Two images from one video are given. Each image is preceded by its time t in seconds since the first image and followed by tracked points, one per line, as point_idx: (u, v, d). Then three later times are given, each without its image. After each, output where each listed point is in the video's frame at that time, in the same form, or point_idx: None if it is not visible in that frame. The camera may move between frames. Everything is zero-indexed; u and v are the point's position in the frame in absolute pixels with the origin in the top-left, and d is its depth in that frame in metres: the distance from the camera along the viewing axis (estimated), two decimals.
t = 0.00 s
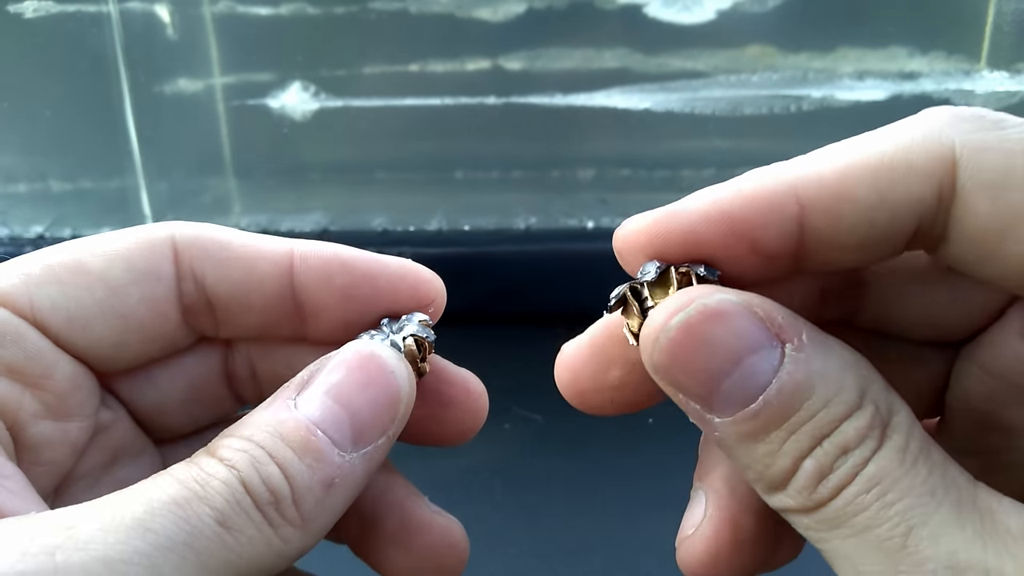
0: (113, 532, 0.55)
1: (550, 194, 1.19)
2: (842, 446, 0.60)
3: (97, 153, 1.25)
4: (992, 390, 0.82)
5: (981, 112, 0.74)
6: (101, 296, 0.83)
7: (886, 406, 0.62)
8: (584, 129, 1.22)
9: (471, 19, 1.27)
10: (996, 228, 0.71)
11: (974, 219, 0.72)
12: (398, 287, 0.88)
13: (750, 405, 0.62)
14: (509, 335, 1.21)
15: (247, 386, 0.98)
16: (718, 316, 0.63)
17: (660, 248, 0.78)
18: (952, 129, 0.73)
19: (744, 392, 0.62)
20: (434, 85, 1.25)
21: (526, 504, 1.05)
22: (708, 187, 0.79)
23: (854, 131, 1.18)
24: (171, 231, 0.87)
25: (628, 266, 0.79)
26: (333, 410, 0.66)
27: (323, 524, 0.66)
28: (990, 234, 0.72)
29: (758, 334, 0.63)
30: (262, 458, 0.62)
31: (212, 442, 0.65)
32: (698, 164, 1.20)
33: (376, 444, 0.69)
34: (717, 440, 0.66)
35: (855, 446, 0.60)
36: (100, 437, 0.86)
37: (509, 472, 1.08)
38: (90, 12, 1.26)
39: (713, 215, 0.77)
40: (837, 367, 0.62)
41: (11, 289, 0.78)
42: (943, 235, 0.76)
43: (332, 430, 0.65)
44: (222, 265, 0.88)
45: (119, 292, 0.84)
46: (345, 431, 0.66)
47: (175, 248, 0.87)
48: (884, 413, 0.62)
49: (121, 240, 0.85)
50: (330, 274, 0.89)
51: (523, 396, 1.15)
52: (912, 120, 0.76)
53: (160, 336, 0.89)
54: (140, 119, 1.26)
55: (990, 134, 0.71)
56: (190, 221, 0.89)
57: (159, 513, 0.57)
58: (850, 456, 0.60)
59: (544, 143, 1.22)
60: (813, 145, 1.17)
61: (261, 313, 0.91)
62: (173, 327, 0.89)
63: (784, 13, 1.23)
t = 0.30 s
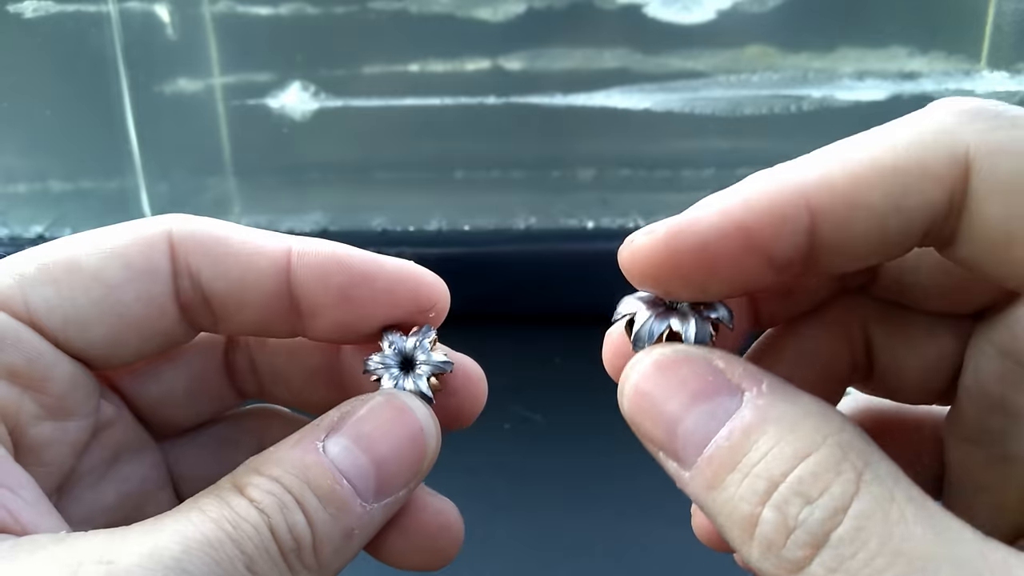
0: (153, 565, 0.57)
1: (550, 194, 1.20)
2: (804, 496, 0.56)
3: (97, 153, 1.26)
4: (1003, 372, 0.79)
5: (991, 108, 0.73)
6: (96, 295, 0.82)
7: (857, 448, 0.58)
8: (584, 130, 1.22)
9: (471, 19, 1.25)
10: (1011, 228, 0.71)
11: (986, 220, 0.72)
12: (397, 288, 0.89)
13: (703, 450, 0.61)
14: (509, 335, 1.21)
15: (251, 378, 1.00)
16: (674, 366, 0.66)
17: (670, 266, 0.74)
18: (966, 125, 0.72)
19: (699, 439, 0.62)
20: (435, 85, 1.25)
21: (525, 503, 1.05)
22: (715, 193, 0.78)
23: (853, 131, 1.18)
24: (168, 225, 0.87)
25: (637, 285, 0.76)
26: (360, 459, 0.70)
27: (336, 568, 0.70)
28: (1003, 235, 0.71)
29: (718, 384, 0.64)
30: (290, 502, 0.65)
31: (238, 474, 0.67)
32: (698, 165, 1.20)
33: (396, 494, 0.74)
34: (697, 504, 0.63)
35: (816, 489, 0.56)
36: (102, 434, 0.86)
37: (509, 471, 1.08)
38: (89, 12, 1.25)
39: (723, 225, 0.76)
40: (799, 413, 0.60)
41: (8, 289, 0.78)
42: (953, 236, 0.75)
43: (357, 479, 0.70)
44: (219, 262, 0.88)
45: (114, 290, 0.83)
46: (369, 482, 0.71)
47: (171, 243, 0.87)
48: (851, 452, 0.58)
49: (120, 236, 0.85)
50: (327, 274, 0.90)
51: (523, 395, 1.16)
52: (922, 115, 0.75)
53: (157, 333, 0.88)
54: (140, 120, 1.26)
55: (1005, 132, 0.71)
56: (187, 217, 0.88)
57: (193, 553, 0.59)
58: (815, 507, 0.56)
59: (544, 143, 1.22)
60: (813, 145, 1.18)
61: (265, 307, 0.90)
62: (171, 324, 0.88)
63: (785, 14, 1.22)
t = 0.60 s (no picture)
0: (155, 570, 0.56)
1: (550, 194, 1.20)
2: (754, 541, 0.60)
3: (97, 153, 1.26)
4: (1002, 375, 0.79)
5: (977, 126, 0.74)
6: (97, 292, 0.83)
7: (798, 485, 0.62)
8: (584, 130, 1.22)
9: (471, 18, 1.25)
10: (999, 237, 0.71)
11: (975, 230, 0.72)
12: (391, 285, 0.91)
13: (660, 508, 0.65)
14: (509, 335, 1.21)
15: (249, 379, 0.99)
16: (619, 428, 0.69)
17: (664, 259, 0.78)
18: (952, 142, 0.73)
19: (654, 497, 0.66)
20: (435, 85, 1.25)
21: (525, 503, 1.05)
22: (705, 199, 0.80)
23: (853, 132, 1.19)
24: (167, 224, 0.88)
25: (631, 280, 0.80)
26: (369, 467, 0.70)
27: None
28: (992, 243, 0.72)
29: (665, 437, 0.67)
30: (297, 508, 0.66)
31: (248, 478, 0.68)
32: (698, 164, 1.20)
33: (403, 504, 0.74)
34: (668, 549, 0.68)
35: (763, 536, 0.60)
36: (102, 435, 0.87)
37: (510, 471, 1.08)
38: (89, 12, 1.25)
39: (714, 226, 0.78)
40: (740, 455, 0.63)
41: (9, 288, 0.78)
42: (945, 249, 0.76)
43: (365, 488, 0.70)
44: (217, 261, 0.88)
45: (114, 288, 0.84)
46: (378, 490, 0.71)
47: (170, 241, 0.87)
48: (792, 492, 0.61)
49: (120, 235, 0.86)
50: (323, 271, 0.90)
51: (523, 395, 1.16)
52: (909, 136, 0.76)
53: (157, 330, 0.88)
54: (140, 120, 1.26)
55: (987, 147, 0.72)
56: (184, 215, 0.89)
57: (197, 559, 0.59)
58: (765, 550, 0.59)
59: (544, 143, 1.22)
60: (812, 146, 1.19)
61: (262, 306, 0.91)
62: (170, 321, 0.89)
63: (785, 13, 1.22)
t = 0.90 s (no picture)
0: (156, 569, 0.56)
1: (550, 194, 1.20)
2: (730, 556, 0.60)
3: (97, 153, 1.25)
4: (993, 378, 0.79)
5: (966, 125, 0.74)
6: (93, 298, 0.82)
7: (768, 494, 0.62)
8: (584, 130, 1.22)
9: (471, 19, 1.26)
10: (989, 238, 0.70)
11: (966, 233, 0.72)
12: (396, 297, 0.89)
13: (640, 526, 0.65)
14: (508, 335, 1.21)
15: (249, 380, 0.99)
16: (592, 450, 0.68)
17: (662, 284, 0.78)
18: (940, 141, 0.73)
19: (633, 516, 0.66)
20: (435, 85, 1.25)
21: (525, 503, 1.05)
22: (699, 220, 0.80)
23: (853, 132, 1.19)
24: (169, 227, 0.86)
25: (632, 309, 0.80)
26: (369, 469, 0.70)
27: None
28: (983, 243, 0.71)
29: (636, 457, 0.66)
30: (296, 509, 0.65)
31: (248, 479, 0.68)
32: (698, 164, 1.20)
33: (405, 505, 0.74)
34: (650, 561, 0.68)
35: (739, 549, 0.60)
36: (101, 435, 0.87)
37: (510, 471, 1.08)
38: (89, 12, 1.25)
39: (712, 247, 0.78)
40: (712, 470, 0.63)
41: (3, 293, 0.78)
42: (938, 251, 0.76)
43: (366, 489, 0.70)
44: (217, 267, 0.87)
45: (111, 294, 0.83)
46: (378, 493, 0.71)
47: (169, 246, 0.86)
48: (763, 502, 0.61)
49: (118, 238, 0.85)
50: (326, 281, 0.89)
51: (523, 395, 1.16)
52: (898, 137, 0.76)
53: (154, 336, 0.87)
54: (140, 120, 1.26)
55: (977, 146, 0.71)
56: (185, 217, 0.88)
57: (197, 558, 0.58)
58: (740, 564, 0.59)
59: (544, 143, 1.22)
60: (812, 146, 1.19)
61: (263, 313, 0.90)
62: (169, 325, 0.88)
63: (785, 13, 1.23)
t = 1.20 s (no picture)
0: (131, 561, 0.57)
1: (550, 194, 1.20)
2: (736, 551, 0.60)
3: (96, 152, 1.25)
4: (997, 373, 0.79)
5: (974, 114, 0.73)
6: (64, 293, 0.81)
7: (778, 488, 0.62)
8: (584, 130, 1.22)
9: (471, 19, 1.25)
10: (998, 238, 0.70)
11: (975, 229, 0.72)
12: (390, 276, 0.88)
13: (637, 514, 0.65)
14: (508, 335, 1.21)
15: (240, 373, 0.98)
16: (587, 433, 0.67)
17: (654, 270, 0.78)
18: (946, 132, 0.72)
19: (631, 502, 0.65)
20: (434, 85, 1.25)
21: (523, 502, 1.05)
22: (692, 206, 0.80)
23: (853, 132, 1.18)
24: (143, 213, 0.84)
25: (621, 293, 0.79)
26: (348, 450, 0.70)
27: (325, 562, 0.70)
28: (991, 241, 0.71)
29: (638, 440, 0.66)
30: (274, 495, 0.65)
31: (226, 465, 0.67)
32: (698, 164, 1.20)
33: (387, 485, 0.74)
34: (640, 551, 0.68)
35: (746, 544, 0.60)
36: (90, 433, 0.89)
37: (509, 470, 1.08)
38: (89, 12, 1.25)
39: (705, 233, 0.78)
40: (718, 460, 0.63)
41: None
42: (943, 245, 0.76)
43: (345, 471, 0.70)
44: (198, 254, 0.86)
45: (83, 287, 0.82)
46: (358, 474, 0.71)
47: (144, 234, 0.84)
48: (773, 496, 0.61)
49: (89, 226, 0.83)
50: (314, 264, 0.88)
51: (522, 395, 1.16)
52: (903, 125, 0.75)
53: (134, 327, 0.86)
54: (140, 120, 1.26)
55: (988, 138, 0.71)
56: (161, 203, 0.86)
57: (174, 549, 0.59)
58: (747, 560, 0.60)
59: (544, 143, 1.22)
60: (812, 146, 1.18)
61: (251, 300, 0.89)
62: (149, 316, 0.87)
63: (785, 13, 1.23)
